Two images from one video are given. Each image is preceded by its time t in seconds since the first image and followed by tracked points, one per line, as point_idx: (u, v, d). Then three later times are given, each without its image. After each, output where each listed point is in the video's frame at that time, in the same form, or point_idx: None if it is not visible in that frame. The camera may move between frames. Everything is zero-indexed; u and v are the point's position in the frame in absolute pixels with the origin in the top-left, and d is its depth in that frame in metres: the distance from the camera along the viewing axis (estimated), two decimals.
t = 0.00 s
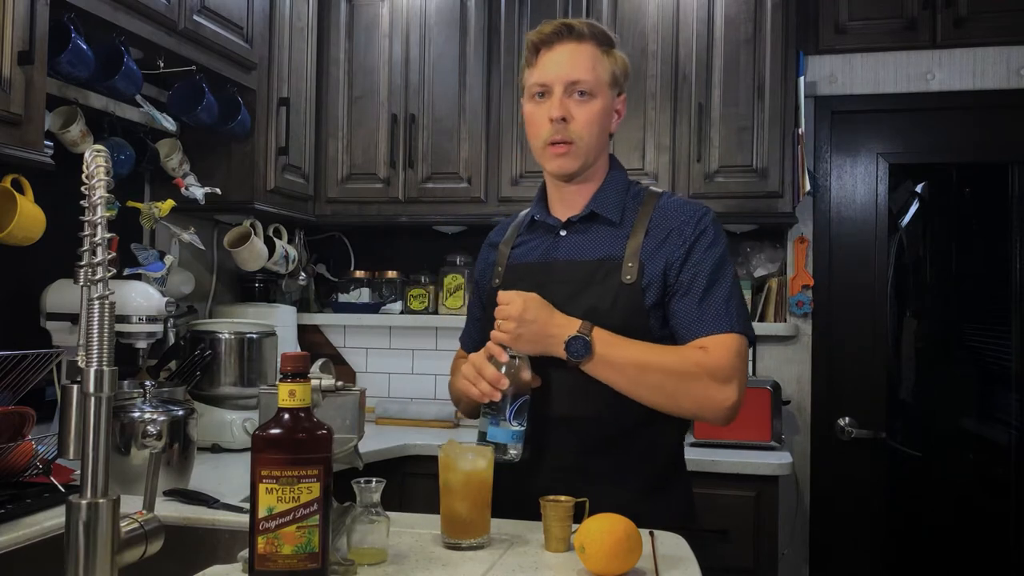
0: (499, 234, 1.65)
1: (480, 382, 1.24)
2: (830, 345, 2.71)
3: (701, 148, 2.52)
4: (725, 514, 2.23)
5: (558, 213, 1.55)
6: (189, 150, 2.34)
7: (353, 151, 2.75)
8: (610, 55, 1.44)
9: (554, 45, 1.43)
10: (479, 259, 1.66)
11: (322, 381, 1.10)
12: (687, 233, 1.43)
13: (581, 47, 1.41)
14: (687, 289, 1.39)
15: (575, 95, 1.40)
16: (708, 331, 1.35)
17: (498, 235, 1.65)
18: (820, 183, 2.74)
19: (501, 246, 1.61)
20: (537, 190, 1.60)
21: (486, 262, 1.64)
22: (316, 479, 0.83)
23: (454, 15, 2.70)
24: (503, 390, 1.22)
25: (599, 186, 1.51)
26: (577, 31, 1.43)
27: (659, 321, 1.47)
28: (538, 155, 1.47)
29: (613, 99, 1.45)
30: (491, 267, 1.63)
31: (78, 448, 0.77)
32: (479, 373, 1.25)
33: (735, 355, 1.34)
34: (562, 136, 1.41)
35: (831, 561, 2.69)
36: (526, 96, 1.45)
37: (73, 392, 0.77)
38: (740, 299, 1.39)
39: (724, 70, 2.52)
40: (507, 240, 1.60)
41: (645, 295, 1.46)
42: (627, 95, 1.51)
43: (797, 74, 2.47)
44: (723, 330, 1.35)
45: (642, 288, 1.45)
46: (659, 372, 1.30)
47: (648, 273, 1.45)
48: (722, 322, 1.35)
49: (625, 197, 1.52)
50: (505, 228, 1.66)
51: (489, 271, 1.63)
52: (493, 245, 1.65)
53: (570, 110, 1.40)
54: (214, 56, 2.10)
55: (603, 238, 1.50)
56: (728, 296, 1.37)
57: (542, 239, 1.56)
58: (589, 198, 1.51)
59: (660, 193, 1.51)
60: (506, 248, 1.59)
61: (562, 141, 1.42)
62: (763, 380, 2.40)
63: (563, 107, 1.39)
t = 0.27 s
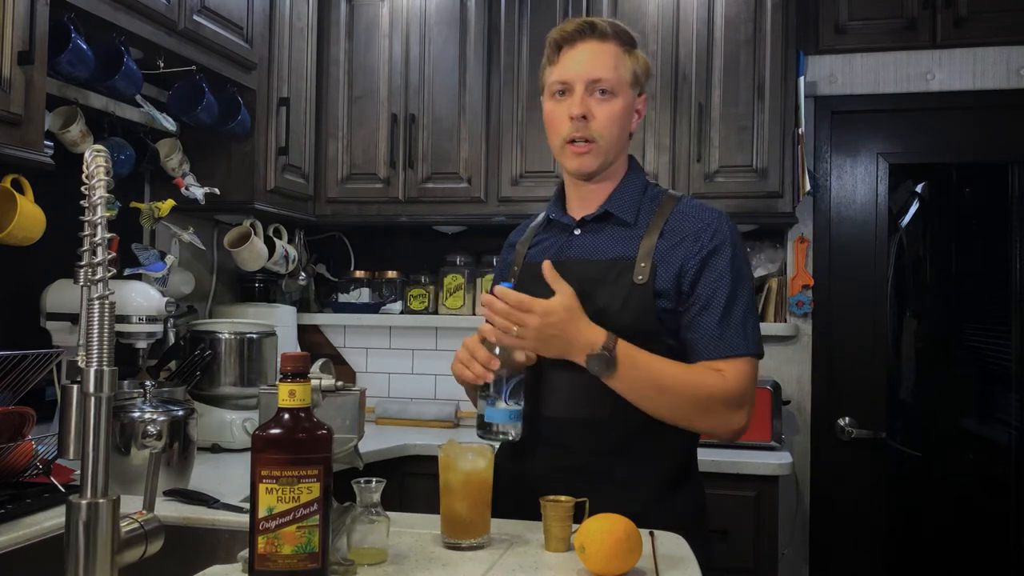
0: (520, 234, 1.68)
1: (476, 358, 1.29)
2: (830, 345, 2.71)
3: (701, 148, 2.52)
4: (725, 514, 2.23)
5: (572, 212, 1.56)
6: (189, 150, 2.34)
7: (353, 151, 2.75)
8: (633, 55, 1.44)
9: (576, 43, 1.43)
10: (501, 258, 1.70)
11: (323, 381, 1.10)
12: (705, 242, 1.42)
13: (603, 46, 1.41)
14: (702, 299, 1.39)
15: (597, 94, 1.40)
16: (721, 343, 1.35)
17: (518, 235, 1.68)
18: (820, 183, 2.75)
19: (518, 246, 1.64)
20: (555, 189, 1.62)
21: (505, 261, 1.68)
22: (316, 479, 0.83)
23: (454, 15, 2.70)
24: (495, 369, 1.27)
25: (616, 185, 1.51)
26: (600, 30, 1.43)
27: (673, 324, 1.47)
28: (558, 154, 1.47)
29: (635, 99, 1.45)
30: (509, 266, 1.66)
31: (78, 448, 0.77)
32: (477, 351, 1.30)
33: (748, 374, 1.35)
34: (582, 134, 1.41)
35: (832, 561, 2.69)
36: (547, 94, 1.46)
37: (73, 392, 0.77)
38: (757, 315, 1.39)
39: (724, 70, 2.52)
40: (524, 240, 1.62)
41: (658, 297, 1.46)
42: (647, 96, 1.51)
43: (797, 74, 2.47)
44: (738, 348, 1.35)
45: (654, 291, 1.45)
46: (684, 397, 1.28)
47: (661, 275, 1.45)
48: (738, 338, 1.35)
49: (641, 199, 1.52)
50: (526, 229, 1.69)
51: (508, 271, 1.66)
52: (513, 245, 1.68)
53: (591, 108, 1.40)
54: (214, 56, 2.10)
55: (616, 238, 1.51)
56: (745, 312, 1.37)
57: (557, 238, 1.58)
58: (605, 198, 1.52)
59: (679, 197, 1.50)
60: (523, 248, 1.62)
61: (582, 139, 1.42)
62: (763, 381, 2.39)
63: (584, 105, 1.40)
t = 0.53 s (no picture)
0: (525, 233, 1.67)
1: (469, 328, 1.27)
2: (830, 345, 2.71)
3: (701, 148, 2.52)
4: (724, 514, 2.23)
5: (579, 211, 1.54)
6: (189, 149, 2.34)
7: (353, 151, 2.75)
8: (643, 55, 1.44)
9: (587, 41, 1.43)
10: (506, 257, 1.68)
11: (323, 381, 1.10)
12: (714, 249, 1.40)
13: (614, 45, 1.42)
14: (709, 307, 1.38)
15: (605, 92, 1.40)
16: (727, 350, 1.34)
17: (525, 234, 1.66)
18: (820, 183, 2.74)
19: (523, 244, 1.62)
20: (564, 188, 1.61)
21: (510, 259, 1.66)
22: (316, 479, 0.83)
23: (454, 15, 2.70)
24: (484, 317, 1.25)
25: (627, 184, 1.50)
26: (610, 28, 1.43)
27: (677, 328, 1.45)
28: (564, 150, 1.47)
29: (643, 98, 1.45)
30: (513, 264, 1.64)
31: (79, 448, 0.77)
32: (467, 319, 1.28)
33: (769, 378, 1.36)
34: (588, 131, 1.41)
35: (831, 561, 2.69)
36: (556, 91, 1.46)
37: (73, 392, 0.77)
38: (764, 324, 1.37)
39: (724, 70, 2.52)
40: (531, 238, 1.61)
41: (662, 302, 1.44)
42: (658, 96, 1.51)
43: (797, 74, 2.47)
44: (747, 359, 1.34)
45: (658, 292, 1.43)
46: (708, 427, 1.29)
47: (666, 280, 1.43)
48: (745, 347, 1.34)
49: (648, 201, 1.50)
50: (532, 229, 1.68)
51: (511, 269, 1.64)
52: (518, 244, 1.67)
53: (599, 106, 1.40)
54: (214, 56, 2.10)
55: (622, 238, 1.49)
56: (752, 322, 1.36)
57: (564, 237, 1.56)
58: (613, 197, 1.50)
59: (687, 202, 1.48)
60: (528, 246, 1.60)
61: (589, 136, 1.42)
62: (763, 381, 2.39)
63: (592, 102, 1.40)
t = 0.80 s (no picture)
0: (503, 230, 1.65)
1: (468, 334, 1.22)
2: (830, 345, 2.71)
3: (701, 148, 2.52)
4: (724, 514, 2.23)
5: (565, 209, 1.53)
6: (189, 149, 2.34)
7: (353, 151, 2.75)
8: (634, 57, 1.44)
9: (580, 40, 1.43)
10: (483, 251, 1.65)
11: (322, 381, 1.10)
12: (699, 251, 1.40)
13: (605, 45, 1.41)
14: (696, 309, 1.38)
15: (594, 90, 1.39)
16: (714, 353, 1.34)
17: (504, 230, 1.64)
18: (820, 183, 2.74)
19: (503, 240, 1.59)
20: (548, 186, 1.59)
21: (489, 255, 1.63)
22: (316, 479, 0.83)
23: (454, 15, 2.70)
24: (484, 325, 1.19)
25: (613, 184, 1.49)
26: (603, 28, 1.43)
27: (659, 329, 1.44)
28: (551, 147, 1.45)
29: (633, 100, 1.44)
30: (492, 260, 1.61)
31: (79, 448, 0.77)
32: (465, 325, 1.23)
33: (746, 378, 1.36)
34: (576, 128, 1.39)
35: (832, 561, 2.69)
36: (547, 87, 1.45)
37: (73, 392, 0.77)
38: (746, 329, 1.38)
39: (724, 70, 2.52)
40: (511, 234, 1.59)
41: (646, 303, 1.43)
42: (649, 100, 1.50)
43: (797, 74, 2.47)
44: (732, 361, 1.35)
45: (643, 294, 1.42)
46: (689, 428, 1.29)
47: (651, 281, 1.42)
48: (730, 350, 1.35)
49: (634, 203, 1.50)
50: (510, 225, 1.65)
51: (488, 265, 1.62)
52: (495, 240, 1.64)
53: (587, 103, 1.38)
54: (214, 56, 2.10)
55: (608, 238, 1.48)
56: (736, 325, 1.37)
57: (547, 234, 1.54)
58: (598, 198, 1.49)
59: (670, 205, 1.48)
60: (507, 242, 1.58)
61: (576, 134, 1.40)
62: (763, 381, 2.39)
63: (581, 99, 1.38)
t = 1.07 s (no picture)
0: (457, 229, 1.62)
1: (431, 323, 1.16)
2: (830, 345, 2.71)
3: (701, 148, 2.52)
4: (725, 514, 2.23)
5: (529, 204, 1.51)
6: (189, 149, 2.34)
7: (353, 151, 2.75)
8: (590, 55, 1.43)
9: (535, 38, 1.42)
10: (437, 249, 1.62)
11: (322, 380, 1.10)
12: (663, 248, 1.42)
13: (559, 42, 1.40)
14: (661, 305, 1.40)
15: (551, 86, 1.38)
16: (682, 347, 1.36)
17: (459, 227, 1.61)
18: (820, 183, 2.75)
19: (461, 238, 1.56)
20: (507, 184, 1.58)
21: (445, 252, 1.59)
22: (316, 479, 0.83)
23: (454, 15, 2.70)
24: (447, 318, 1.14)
25: (573, 181, 1.49)
26: (557, 26, 1.42)
27: (626, 325, 1.45)
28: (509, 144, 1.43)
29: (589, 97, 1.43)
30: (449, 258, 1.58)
31: (79, 448, 0.77)
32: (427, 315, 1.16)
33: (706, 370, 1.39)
34: (532, 123, 1.38)
35: (832, 561, 2.69)
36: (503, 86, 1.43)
37: (73, 392, 0.77)
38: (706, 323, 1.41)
39: (724, 70, 2.52)
40: (470, 232, 1.56)
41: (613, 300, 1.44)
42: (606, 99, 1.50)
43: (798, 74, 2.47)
44: (697, 355, 1.37)
45: (611, 290, 1.43)
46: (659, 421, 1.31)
47: (619, 278, 1.43)
48: (695, 344, 1.37)
49: (596, 199, 1.50)
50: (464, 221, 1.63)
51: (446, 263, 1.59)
52: (450, 238, 1.61)
53: (544, 98, 1.37)
54: (214, 56, 2.10)
55: (574, 235, 1.47)
56: (699, 320, 1.39)
57: (512, 229, 1.52)
58: (560, 195, 1.49)
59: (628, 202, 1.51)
60: (466, 240, 1.55)
61: (533, 129, 1.38)
62: (763, 381, 2.39)
63: (537, 95, 1.37)
